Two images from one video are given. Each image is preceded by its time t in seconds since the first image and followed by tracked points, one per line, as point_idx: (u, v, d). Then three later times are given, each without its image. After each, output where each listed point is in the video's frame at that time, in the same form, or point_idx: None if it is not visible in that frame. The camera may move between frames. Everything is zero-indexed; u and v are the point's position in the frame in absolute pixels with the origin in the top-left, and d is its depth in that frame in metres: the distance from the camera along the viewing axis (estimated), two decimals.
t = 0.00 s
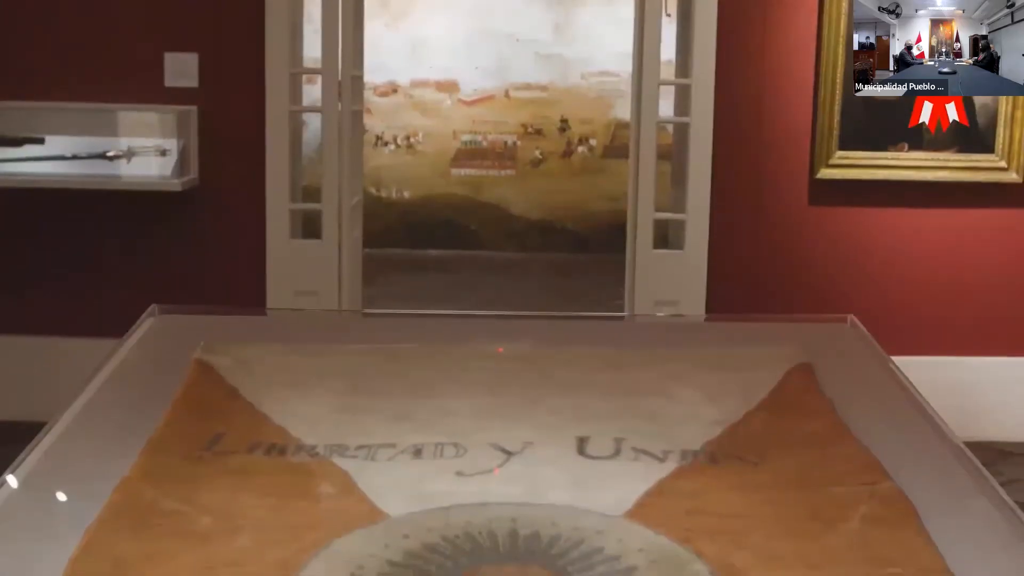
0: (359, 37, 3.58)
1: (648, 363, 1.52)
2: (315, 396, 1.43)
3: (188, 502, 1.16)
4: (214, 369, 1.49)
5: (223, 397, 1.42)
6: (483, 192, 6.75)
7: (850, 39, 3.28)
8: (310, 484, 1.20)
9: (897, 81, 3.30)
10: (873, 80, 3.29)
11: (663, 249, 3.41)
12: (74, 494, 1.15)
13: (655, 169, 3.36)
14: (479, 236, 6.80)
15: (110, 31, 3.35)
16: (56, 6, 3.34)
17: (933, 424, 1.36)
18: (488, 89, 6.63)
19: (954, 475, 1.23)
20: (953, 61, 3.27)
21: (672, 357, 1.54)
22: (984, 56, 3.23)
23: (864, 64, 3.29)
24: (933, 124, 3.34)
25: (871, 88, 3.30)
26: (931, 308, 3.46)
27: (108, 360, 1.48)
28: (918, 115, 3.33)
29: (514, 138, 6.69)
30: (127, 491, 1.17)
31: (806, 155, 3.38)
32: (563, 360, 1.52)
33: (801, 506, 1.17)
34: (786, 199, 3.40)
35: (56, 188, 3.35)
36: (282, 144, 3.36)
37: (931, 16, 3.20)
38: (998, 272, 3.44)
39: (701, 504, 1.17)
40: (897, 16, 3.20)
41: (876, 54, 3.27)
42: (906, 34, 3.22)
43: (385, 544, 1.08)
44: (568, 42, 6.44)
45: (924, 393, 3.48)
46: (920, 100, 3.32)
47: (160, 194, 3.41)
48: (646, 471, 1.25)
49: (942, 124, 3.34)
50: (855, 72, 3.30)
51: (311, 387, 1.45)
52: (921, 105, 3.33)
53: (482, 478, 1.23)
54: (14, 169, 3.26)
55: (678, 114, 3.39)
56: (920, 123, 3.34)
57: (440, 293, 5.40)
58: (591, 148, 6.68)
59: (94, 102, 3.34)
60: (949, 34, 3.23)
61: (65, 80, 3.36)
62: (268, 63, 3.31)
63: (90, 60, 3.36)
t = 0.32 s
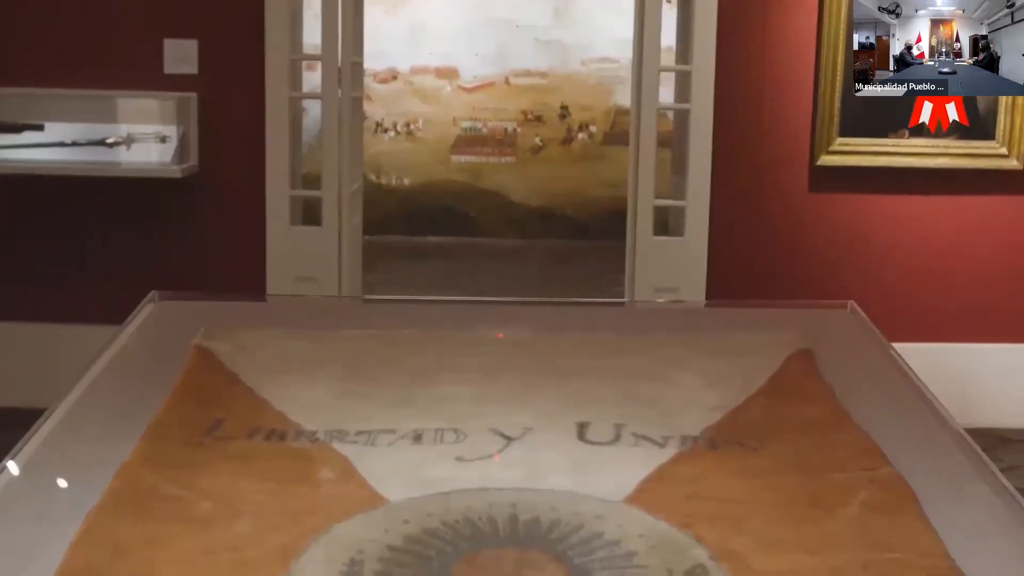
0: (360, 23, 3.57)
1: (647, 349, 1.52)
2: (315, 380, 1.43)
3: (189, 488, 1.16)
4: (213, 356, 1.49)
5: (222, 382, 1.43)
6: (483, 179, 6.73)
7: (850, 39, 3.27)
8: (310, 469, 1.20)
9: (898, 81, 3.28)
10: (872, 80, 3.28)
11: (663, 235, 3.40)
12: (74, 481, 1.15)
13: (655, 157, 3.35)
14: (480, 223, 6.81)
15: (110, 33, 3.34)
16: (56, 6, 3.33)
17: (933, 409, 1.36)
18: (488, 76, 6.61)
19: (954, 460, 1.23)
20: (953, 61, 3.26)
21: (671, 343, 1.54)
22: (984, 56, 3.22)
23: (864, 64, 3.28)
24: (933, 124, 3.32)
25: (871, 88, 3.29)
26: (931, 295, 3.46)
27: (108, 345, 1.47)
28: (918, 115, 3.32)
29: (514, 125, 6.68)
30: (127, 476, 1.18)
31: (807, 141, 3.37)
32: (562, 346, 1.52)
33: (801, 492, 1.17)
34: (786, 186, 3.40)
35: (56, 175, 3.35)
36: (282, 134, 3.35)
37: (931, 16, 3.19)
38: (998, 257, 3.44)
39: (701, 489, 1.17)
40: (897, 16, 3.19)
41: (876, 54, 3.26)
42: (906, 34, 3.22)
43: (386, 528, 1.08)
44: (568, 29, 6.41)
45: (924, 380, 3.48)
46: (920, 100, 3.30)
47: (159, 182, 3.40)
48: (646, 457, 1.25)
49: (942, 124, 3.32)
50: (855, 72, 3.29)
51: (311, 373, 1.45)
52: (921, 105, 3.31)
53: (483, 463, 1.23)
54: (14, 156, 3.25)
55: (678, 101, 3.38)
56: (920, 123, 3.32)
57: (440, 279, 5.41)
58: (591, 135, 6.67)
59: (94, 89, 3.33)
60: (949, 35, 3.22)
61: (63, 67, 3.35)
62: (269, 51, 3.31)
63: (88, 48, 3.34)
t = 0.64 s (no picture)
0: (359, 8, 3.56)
1: (646, 335, 1.53)
2: (315, 368, 1.43)
3: (188, 475, 1.16)
4: (213, 343, 1.49)
5: (222, 369, 1.43)
6: (483, 167, 6.73)
7: (850, 39, 3.26)
8: (310, 456, 1.20)
9: (898, 80, 3.26)
10: (873, 80, 3.27)
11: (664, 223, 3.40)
12: (75, 468, 1.15)
13: (655, 145, 3.34)
14: (480, 212, 6.80)
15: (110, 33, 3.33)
16: (56, 6, 3.32)
17: (934, 396, 1.36)
18: (488, 64, 6.59)
19: (955, 448, 1.23)
20: (953, 61, 3.25)
21: (671, 330, 1.54)
22: (984, 56, 3.21)
23: (864, 64, 3.27)
24: (933, 124, 3.32)
25: (871, 88, 3.28)
26: (931, 282, 3.45)
27: (107, 333, 1.47)
28: (918, 115, 3.30)
29: (514, 113, 6.66)
30: (127, 462, 1.18)
31: (807, 129, 3.36)
32: (562, 333, 1.52)
33: (802, 478, 1.17)
34: (786, 173, 3.39)
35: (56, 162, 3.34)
36: (281, 124, 3.35)
37: (931, 16, 3.16)
38: (999, 245, 3.43)
39: (701, 476, 1.17)
40: (897, 16, 3.17)
41: (876, 54, 3.25)
42: (906, 34, 3.20)
43: (386, 515, 1.08)
44: (568, 16, 6.37)
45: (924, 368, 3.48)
46: (920, 100, 3.28)
47: (158, 170, 3.39)
48: (646, 444, 1.25)
49: (942, 124, 3.31)
50: (855, 72, 3.29)
51: (310, 360, 1.45)
52: (921, 105, 3.30)
53: (483, 450, 1.23)
54: (14, 143, 3.24)
55: (678, 88, 3.37)
56: (919, 123, 3.31)
57: (440, 267, 5.40)
58: (591, 122, 6.64)
59: (94, 77, 3.32)
60: (949, 35, 3.20)
61: (62, 60, 3.34)
62: (268, 38, 3.30)
63: (86, 39, 3.33)
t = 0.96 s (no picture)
0: None
1: (646, 323, 1.53)
2: (314, 356, 1.43)
3: (188, 462, 1.16)
4: (213, 331, 1.49)
5: (222, 358, 1.42)
6: (482, 155, 6.72)
7: (850, 39, 3.26)
8: (310, 444, 1.20)
9: (898, 80, 3.25)
10: (873, 79, 3.26)
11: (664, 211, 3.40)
12: (75, 457, 1.15)
13: (655, 134, 3.34)
14: (480, 200, 6.78)
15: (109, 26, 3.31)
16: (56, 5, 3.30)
17: (934, 384, 1.36)
18: (488, 52, 6.57)
19: (955, 435, 1.23)
20: (953, 62, 3.24)
21: (670, 317, 1.54)
22: (983, 56, 3.19)
23: (864, 64, 3.26)
24: (933, 124, 3.32)
25: (872, 88, 3.27)
26: (932, 270, 3.45)
27: (106, 321, 1.47)
28: (918, 115, 3.30)
29: (514, 101, 6.64)
30: (127, 450, 1.18)
31: (807, 118, 3.35)
32: (560, 320, 1.52)
33: (802, 466, 1.17)
34: (787, 162, 3.38)
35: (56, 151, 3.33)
36: (280, 114, 3.34)
37: (931, 16, 3.15)
38: (1000, 233, 3.43)
39: (701, 463, 1.17)
40: (897, 16, 3.16)
41: (876, 54, 3.24)
42: (906, 34, 3.20)
43: (386, 502, 1.08)
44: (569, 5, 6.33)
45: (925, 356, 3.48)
46: (920, 100, 3.26)
47: (158, 158, 3.39)
48: (646, 431, 1.25)
49: (942, 123, 3.31)
50: (855, 72, 3.28)
51: (309, 348, 1.45)
52: (921, 105, 3.28)
53: (482, 437, 1.23)
54: (14, 131, 3.24)
55: (678, 77, 3.36)
56: (920, 123, 3.32)
57: (440, 255, 5.39)
58: (591, 111, 6.64)
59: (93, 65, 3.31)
60: (949, 35, 3.19)
61: (61, 51, 3.33)
62: (268, 26, 3.29)
63: (85, 33, 3.32)
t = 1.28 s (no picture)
0: None
1: (646, 316, 1.53)
2: (314, 349, 1.44)
3: (188, 454, 1.16)
4: (213, 323, 1.49)
5: (222, 350, 1.43)
6: (483, 147, 6.73)
7: (850, 38, 3.25)
8: (311, 436, 1.20)
9: (898, 80, 3.26)
10: (873, 79, 3.26)
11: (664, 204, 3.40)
12: (76, 449, 1.15)
13: (656, 127, 3.33)
14: (480, 192, 6.80)
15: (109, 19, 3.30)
16: None
17: (934, 377, 1.36)
18: (488, 44, 6.53)
19: (955, 428, 1.23)
20: (953, 62, 3.26)
21: (670, 310, 1.55)
22: (984, 56, 3.21)
23: (864, 64, 3.26)
24: (933, 124, 3.31)
25: (871, 88, 3.27)
26: (933, 262, 3.44)
27: (105, 313, 1.47)
28: (918, 115, 3.31)
29: (514, 94, 6.63)
30: (128, 441, 1.18)
31: (807, 110, 3.34)
32: (560, 313, 1.53)
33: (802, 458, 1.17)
34: (787, 154, 3.38)
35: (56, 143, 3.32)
36: (280, 107, 3.33)
37: (931, 16, 3.16)
38: (1000, 226, 3.43)
39: (701, 455, 1.17)
40: (897, 16, 3.17)
41: (876, 54, 3.24)
42: (906, 34, 3.21)
43: (386, 494, 1.08)
44: None
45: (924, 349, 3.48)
46: (920, 100, 3.27)
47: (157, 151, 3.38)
48: (647, 423, 1.25)
49: (943, 123, 3.31)
50: (855, 72, 3.27)
51: (309, 341, 1.45)
52: (921, 105, 3.29)
53: (482, 429, 1.23)
54: (14, 123, 3.22)
55: (678, 69, 3.36)
56: (919, 123, 3.32)
57: (440, 248, 5.38)
58: (591, 103, 6.61)
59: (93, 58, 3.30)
60: (949, 35, 3.21)
61: (61, 44, 3.32)
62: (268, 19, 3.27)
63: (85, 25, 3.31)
